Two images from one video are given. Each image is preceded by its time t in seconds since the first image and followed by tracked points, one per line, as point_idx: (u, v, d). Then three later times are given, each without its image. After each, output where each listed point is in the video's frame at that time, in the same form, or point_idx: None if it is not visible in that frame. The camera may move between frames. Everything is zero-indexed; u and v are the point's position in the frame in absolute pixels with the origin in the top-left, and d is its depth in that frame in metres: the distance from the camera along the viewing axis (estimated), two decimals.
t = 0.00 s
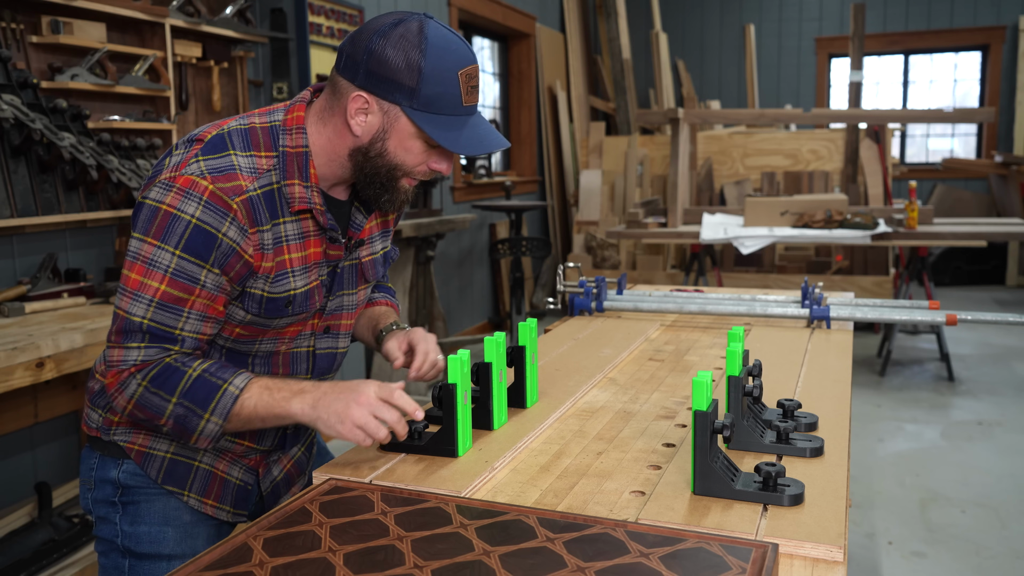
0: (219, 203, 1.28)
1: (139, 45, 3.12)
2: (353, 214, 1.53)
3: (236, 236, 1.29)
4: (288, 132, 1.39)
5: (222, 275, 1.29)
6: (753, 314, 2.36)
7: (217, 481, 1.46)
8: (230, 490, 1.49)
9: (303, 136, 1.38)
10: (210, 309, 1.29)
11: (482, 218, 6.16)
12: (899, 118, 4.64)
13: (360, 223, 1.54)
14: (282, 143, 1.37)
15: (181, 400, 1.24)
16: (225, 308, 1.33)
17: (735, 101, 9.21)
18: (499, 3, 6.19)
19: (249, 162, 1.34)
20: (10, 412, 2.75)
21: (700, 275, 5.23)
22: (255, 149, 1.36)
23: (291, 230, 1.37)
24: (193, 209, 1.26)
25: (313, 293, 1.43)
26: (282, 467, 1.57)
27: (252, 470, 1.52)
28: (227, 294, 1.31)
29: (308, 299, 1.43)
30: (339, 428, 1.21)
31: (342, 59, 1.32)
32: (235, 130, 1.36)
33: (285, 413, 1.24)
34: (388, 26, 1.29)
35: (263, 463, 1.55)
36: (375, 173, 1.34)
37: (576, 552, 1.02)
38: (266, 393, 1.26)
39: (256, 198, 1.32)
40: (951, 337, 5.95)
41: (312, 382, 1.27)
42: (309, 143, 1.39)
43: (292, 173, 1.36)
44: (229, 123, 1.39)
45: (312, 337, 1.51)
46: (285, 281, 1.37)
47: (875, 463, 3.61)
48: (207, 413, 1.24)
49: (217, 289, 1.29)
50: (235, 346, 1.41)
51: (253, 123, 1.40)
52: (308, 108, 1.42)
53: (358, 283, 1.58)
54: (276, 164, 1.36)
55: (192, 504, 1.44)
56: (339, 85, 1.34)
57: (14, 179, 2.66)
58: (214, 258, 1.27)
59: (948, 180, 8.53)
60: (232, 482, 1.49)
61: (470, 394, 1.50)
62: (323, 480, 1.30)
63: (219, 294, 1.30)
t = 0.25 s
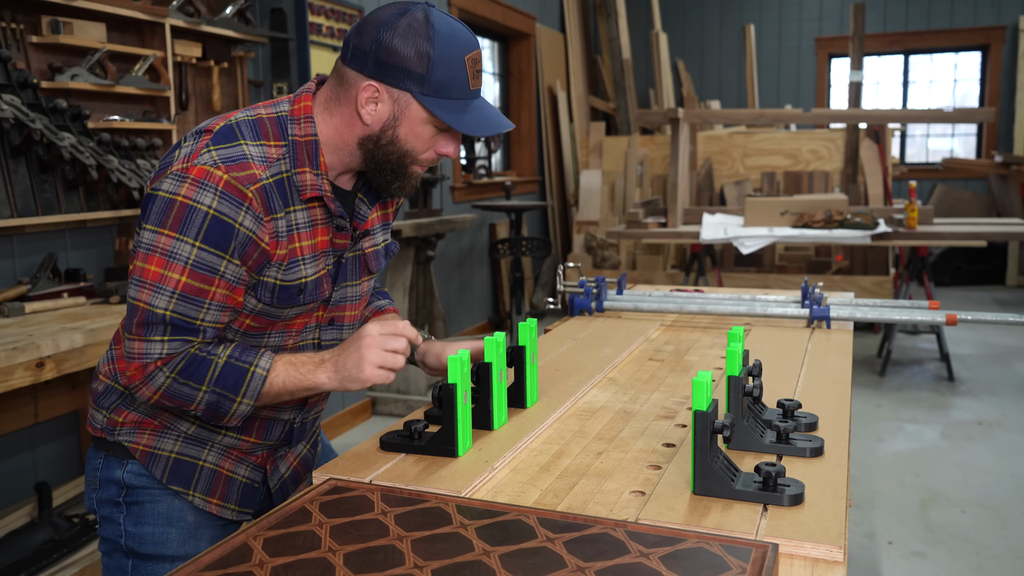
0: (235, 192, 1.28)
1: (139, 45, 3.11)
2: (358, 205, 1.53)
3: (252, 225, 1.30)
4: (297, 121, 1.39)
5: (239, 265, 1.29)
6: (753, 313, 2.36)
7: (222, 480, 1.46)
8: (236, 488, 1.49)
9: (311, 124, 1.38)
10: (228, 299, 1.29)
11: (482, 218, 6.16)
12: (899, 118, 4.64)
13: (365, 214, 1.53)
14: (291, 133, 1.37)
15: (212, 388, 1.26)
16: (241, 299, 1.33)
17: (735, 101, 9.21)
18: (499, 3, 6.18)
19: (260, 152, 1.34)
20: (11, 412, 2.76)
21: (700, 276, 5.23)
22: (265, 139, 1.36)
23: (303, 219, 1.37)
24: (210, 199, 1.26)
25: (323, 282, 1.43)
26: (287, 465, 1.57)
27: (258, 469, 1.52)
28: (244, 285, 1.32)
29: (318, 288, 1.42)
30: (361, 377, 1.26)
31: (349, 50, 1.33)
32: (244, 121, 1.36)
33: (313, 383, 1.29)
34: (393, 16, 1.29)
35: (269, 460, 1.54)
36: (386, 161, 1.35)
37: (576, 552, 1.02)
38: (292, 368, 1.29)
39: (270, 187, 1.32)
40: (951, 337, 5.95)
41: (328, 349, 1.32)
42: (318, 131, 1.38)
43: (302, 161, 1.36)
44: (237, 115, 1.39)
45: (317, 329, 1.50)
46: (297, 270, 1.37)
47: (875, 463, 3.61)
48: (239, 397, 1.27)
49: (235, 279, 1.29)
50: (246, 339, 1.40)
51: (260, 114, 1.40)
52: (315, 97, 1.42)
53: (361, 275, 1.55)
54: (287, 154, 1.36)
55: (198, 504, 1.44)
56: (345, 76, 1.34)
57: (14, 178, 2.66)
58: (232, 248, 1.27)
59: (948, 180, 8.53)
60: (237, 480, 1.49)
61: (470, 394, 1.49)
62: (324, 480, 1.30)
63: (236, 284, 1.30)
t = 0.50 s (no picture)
0: (241, 184, 1.28)
1: (139, 45, 3.11)
2: (356, 204, 1.53)
3: (257, 218, 1.30)
4: (298, 117, 1.40)
5: (245, 257, 1.29)
6: (753, 314, 2.36)
7: (219, 481, 1.46)
8: (234, 488, 1.48)
9: (313, 120, 1.39)
10: (233, 293, 1.29)
11: (482, 218, 6.16)
12: (899, 118, 4.64)
13: (363, 213, 1.54)
14: (293, 128, 1.38)
15: (226, 386, 1.26)
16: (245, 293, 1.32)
17: (735, 101, 9.20)
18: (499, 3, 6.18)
19: (263, 146, 1.34)
20: (11, 412, 2.76)
21: (700, 276, 5.23)
22: (267, 133, 1.36)
23: (304, 213, 1.38)
24: (218, 191, 1.25)
25: (322, 279, 1.43)
26: (285, 465, 1.57)
27: (255, 469, 1.52)
28: (248, 279, 1.31)
29: (317, 284, 1.42)
30: (375, 372, 1.32)
31: (346, 43, 1.34)
32: (245, 117, 1.36)
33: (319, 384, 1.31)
34: (387, 9, 1.31)
35: (267, 461, 1.54)
36: (384, 154, 1.35)
37: (576, 553, 1.02)
38: (300, 368, 1.31)
39: (274, 180, 1.33)
40: (951, 337, 5.95)
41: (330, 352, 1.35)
42: (319, 127, 1.39)
43: (304, 156, 1.36)
44: (237, 111, 1.39)
45: (314, 329, 1.50)
46: (299, 265, 1.37)
47: (875, 463, 3.61)
48: (251, 396, 1.28)
49: (242, 272, 1.29)
50: (246, 337, 1.39)
51: (260, 110, 1.40)
52: (315, 94, 1.43)
53: (359, 276, 1.55)
54: (289, 148, 1.36)
55: (197, 504, 1.44)
56: (343, 69, 1.35)
57: (14, 178, 2.66)
58: (238, 240, 1.27)
59: (949, 180, 8.53)
60: (235, 481, 1.49)
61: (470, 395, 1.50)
62: (324, 480, 1.30)
63: (242, 278, 1.30)
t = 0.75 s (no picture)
0: (227, 181, 1.28)
1: (139, 45, 3.12)
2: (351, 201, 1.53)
3: (244, 215, 1.30)
4: (291, 114, 1.40)
5: (230, 254, 1.29)
6: (753, 314, 2.36)
7: (219, 481, 1.46)
8: (234, 488, 1.49)
9: (305, 116, 1.39)
10: (217, 290, 1.28)
11: (482, 218, 6.17)
12: (899, 118, 4.64)
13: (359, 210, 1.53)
14: (286, 125, 1.38)
15: (183, 395, 1.24)
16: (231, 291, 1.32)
17: (735, 101, 9.20)
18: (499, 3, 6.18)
19: (254, 143, 1.35)
20: (11, 412, 2.76)
21: (700, 275, 5.23)
22: (259, 130, 1.37)
23: (294, 211, 1.37)
24: (202, 187, 1.26)
25: (315, 276, 1.42)
26: (286, 465, 1.57)
27: (256, 469, 1.53)
28: (234, 276, 1.31)
29: (310, 281, 1.41)
30: (339, 423, 1.20)
31: (337, 38, 1.35)
32: (239, 114, 1.37)
33: (285, 420, 1.25)
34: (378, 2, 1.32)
35: (266, 460, 1.55)
36: (374, 144, 1.34)
37: (576, 552, 1.02)
38: (267, 397, 1.26)
39: (263, 178, 1.33)
40: (951, 337, 5.95)
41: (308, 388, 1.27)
42: (312, 123, 1.39)
43: (296, 152, 1.36)
44: (232, 109, 1.40)
45: (311, 327, 1.49)
46: (289, 261, 1.37)
47: (875, 463, 3.61)
48: (206, 411, 1.25)
49: (225, 269, 1.28)
50: (237, 334, 1.39)
51: (255, 107, 1.40)
52: (310, 91, 1.43)
53: (355, 273, 1.55)
54: (280, 145, 1.36)
55: (197, 504, 1.44)
56: (334, 63, 1.36)
57: (14, 178, 2.66)
58: (222, 237, 1.27)
59: (949, 180, 8.53)
60: (235, 481, 1.49)
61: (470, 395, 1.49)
62: (323, 480, 1.30)
63: (227, 275, 1.29)
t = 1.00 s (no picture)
0: (226, 184, 1.28)
1: (139, 45, 3.12)
2: (349, 200, 1.53)
3: (243, 217, 1.30)
4: (287, 115, 1.40)
5: (231, 257, 1.29)
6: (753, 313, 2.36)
7: (215, 482, 1.45)
8: (231, 488, 1.47)
9: (301, 117, 1.40)
10: (220, 294, 1.28)
11: (482, 218, 6.17)
12: (899, 118, 4.64)
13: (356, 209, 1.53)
14: (281, 126, 1.38)
15: (182, 407, 1.23)
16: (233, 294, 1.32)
17: (735, 101, 9.20)
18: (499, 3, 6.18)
19: (251, 145, 1.35)
20: (11, 412, 2.76)
21: (700, 275, 5.23)
22: (255, 131, 1.36)
23: (293, 211, 1.38)
24: (201, 191, 1.25)
25: (314, 275, 1.43)
26: (283, 466, 1.55)
27: (255, 469, 1.50)
28: (235, 279, 1.31)
29: (309, 281, 1.42)
30: (335, 454, 1.21)
31: (325, 36, 1.36)
32: (234, 116, 1.37)
33: (280, 444, 1.24)
34: None
35: (268, 459, 1.51)
36: (365, 138, 1.34)
37: (576, 552, 1.02)
38: (265, 417, 1.24)
39: (261, 179, 1.33)
40: (951, 337, 5.95)
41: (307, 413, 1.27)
42: (307, 124, 1.40)
43: (293, 153, 1.37)
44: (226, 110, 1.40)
45: (309, 325, 1.49)
46: (288, 262, 1.37)
47: (875, 463, 3.62)
48: (203, 426, 1.23)
49: (227, 272, 1.28)
50: (238, 336, 1.39)
51: (249, 109, 1.40)
52: (303, 90, 1.43)
53: (353, 271, 1.56)
54: (277, 146, 1.37)
55: (190, 506, 1.43)
56: (323, 61, 1.36)
57: (14, 179, 2.66)
58: (223, 240, 1.27)
59: (949, 180, 8.53)
60: (233, 481, 1.47)
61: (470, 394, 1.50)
62: (322, 479, 1.30)
63: (228, 278, 1.29)
